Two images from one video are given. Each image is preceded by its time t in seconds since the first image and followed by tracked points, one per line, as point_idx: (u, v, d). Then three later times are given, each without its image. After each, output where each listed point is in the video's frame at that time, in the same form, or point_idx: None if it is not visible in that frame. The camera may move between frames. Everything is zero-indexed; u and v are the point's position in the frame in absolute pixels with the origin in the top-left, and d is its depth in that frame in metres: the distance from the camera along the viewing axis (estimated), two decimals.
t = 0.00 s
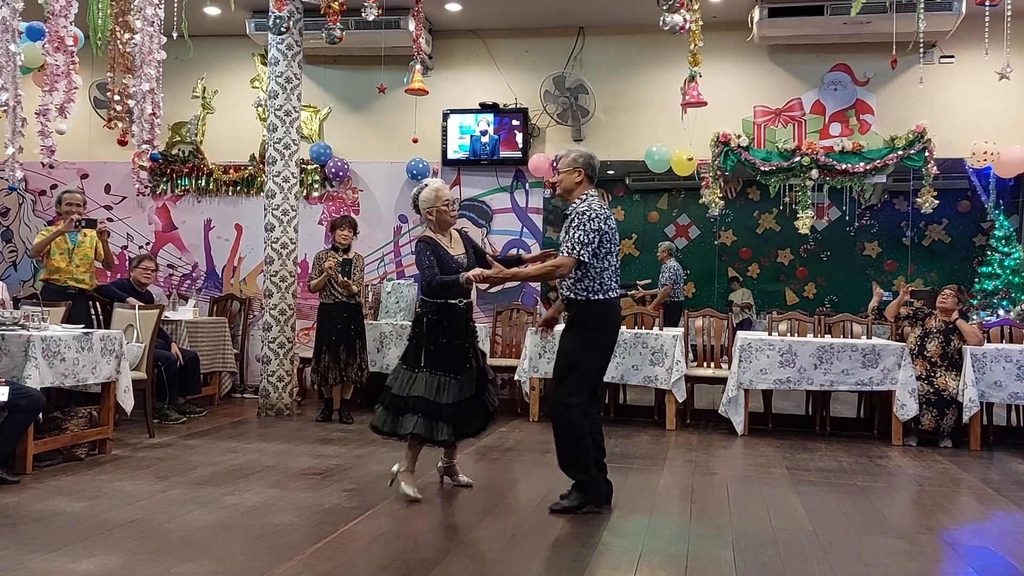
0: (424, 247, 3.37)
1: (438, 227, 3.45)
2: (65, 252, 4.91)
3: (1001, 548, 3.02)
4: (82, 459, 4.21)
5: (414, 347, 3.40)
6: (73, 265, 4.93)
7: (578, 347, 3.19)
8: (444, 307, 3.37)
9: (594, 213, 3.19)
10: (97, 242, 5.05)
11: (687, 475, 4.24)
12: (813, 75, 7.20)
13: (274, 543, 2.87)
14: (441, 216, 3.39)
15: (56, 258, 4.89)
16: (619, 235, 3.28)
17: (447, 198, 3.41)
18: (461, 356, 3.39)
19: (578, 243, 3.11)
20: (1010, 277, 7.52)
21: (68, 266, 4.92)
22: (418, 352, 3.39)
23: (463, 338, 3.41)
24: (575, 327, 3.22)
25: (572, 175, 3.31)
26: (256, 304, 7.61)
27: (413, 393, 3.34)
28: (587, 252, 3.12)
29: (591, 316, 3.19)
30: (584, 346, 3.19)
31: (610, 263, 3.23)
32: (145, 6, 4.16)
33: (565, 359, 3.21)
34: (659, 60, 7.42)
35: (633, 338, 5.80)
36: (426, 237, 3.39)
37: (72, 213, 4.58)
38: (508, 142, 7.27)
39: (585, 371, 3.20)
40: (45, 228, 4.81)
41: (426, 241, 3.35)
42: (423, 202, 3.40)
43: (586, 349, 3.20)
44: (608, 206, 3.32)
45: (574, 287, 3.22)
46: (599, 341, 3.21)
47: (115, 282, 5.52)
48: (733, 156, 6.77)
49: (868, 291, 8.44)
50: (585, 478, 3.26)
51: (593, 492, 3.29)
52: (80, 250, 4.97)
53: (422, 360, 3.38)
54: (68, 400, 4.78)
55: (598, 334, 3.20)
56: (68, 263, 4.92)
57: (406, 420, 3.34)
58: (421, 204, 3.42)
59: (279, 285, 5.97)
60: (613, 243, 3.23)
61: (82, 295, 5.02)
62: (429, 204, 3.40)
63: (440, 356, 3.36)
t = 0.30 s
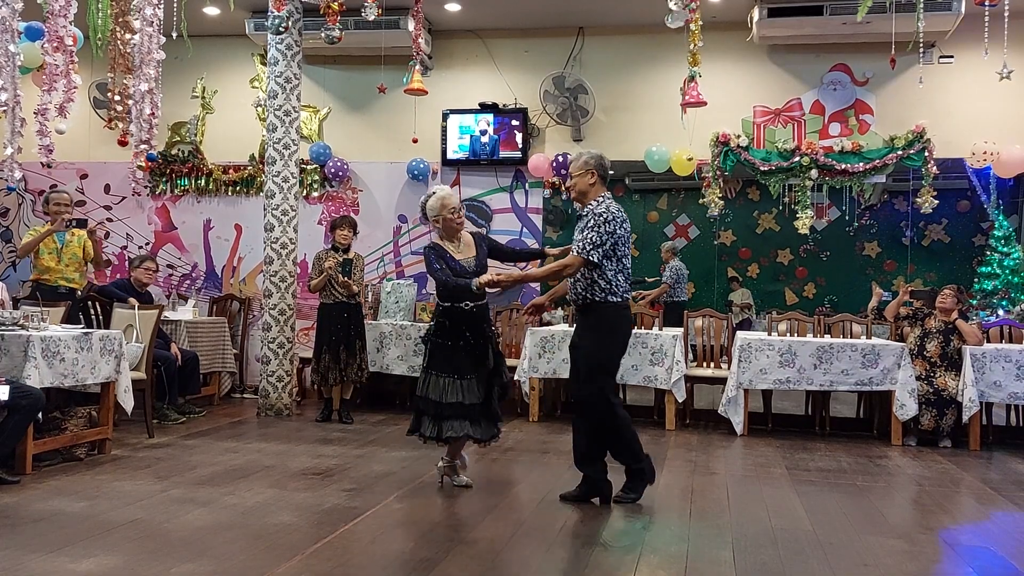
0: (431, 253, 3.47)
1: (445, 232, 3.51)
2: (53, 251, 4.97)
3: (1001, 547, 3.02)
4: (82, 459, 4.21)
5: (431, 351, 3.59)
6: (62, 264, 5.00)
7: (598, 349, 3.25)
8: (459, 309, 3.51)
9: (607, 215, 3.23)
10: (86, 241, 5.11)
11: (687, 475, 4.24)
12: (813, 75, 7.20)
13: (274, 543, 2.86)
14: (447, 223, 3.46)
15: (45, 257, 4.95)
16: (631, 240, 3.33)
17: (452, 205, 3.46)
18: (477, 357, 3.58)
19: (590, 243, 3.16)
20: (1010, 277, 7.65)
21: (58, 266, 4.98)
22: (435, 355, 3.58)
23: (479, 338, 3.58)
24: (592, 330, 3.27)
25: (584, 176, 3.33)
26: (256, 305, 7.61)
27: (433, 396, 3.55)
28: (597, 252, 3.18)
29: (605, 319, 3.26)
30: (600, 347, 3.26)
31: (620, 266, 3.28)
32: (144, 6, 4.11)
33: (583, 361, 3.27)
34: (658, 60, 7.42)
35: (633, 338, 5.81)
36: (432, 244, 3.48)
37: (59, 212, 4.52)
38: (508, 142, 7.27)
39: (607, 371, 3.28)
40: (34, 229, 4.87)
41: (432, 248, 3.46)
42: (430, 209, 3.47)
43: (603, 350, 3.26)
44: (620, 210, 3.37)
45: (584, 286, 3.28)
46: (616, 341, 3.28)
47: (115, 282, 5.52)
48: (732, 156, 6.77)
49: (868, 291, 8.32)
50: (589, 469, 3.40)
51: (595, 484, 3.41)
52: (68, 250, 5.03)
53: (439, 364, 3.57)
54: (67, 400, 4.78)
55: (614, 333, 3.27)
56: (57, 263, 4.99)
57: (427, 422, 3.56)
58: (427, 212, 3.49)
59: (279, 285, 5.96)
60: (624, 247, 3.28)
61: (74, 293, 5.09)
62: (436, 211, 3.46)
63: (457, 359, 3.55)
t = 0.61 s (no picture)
0: (445, 254, 3.50)
1: (459, 233, 3.52)
2: (45, 251, 4.98)
3: (1001, 547, 3.02)
4: (82, 460, 4.21)
5: (444, 350, 3.62)
6: (54, 265, 5.00)
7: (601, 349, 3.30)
8: (469, 309, 3.52)
9: (615, 216, 3.24)
10: (76, 241, 5.11)
11: (687, 475, 4.24)
12: (813, 75, 7.20)
13: (274, 543, 2.86)
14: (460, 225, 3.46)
15: (36, 258, 4.96)
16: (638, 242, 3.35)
17: (465, 207, 3.47)
18: (487, 355, 3.59)
19: (596, 244, 3.18)
20: (1009, 277, 7.63)
21: (50, 267, 4.99)
22: (447, 354, 3.61)
23: (488, 336, 3.59)
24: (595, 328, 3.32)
25: (588, 177, 3.34)
26: (256, 305, 7.61)
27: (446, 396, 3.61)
28: (605, 254, 3.20)
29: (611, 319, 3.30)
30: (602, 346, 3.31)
31: (627, 268, 3.30)
32: (144, 6, 4.10)
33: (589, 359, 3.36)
34: (658, 60, 7.42)
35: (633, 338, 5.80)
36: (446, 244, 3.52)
37: (50, 211, 4.50)
38: (508, 143, 7.27)
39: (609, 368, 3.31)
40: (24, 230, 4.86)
41: (445, 248, 3.49)
42: (443, 211, 3.48)
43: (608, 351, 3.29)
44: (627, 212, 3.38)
45: (590, 288, 3.30)
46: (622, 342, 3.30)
47: (115, 283, 5.52)
48: (732, 156, 6.76)
49: (868, 291, 8.33)
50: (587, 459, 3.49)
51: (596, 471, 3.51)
52: (59, 250, 5.03)
53: (451, 363, 3.60)
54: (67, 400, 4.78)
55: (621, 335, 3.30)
56: (49, 263, 4.99)
57: (442, 420, 3.64)
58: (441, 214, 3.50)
59: (279, 285, 5.96)
60: (630, 248, 3.29)
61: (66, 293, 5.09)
62: (449, 213, 3.48)
63: (467, 359, 3.58)
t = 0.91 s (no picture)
0: (456, 259, 3.44)
1: (470, 234, 3.49)
2: (39, 252, 4.97)
3: (1001, 547, 3.02)
4: (82, 460, 4.21)
5: (459, 350, 3.63)
6: (48, 265, 5.00)
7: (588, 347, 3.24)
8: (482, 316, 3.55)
9: (603, 221, 3.21)
10: (68, 240, 5.11)
11: (687, 475, 4.24)
12: (813, 76, 7.21)
13: (273, 543, 2.86)
14: (470, 224, 3.44)
15: (31, 258, 4.95)
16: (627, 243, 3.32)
17: (476, 206, 3.45)
18: (501, 359, 3.57)
19: (590, 252, 3.15)
20: (1009, 277, 7.63)
21: (45, 267, 4.98)
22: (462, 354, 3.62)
23: (503, 340, 3.57)
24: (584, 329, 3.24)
25: (576, 181, 3.33)
26: (255, 305, 7.61)
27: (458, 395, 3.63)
28: (601, 260, 3.17)
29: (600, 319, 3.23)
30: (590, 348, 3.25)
31: (620, 270, 3.27)
32: (143, 7, 4.09)
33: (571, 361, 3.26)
34: (657, 60, 7.43)
35: (632, 338, 5.80)
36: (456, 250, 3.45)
37: (44, 211, 4.50)
38: (508, 143, 7.27)
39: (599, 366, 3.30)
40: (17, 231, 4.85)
41: (456, 253, 3.43)
42: (454, 211, 3.46)
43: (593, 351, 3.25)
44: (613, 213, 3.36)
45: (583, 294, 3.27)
46: (606, 344, 3.26)
47: (115, 283, 5.52)
48: (732, 157, 6.76)
49: (868, 292, 8.35)
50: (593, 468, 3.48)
51: (601, 483, 3.49)
52: (54, 250, 5.03)
53: (465, 363, 3.61)
54: (67, 400, 4.78)
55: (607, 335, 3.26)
56: (44, 263, 4.98)
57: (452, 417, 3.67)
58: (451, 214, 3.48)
59: (279, 285, 5.96)
60: (622, 250, 3.27)
61: (62, 293, 5.09)
62: (460, 212, 3.46)
63: (481, 361, 3.56)
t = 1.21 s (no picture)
0: (460, 257, 3.38)
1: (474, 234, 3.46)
2: (35, 252, 4.97)
3: (1001, 547, 3.03)
4: (82, 460, 4.21)
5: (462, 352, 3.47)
6: (44, 266, 4.99)
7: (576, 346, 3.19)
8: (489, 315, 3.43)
9: (598, 217, 3.16)
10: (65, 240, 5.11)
11: (687, 475, 4.24)
12: (812, 76, 7.21)
13: (273, 543, 2.86)
14: (476, 222, 3.41)
15: (27, 258, 4.95)
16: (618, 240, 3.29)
17: (483, 204, 3.44)
18: (507, 358, 3.47)
19: (590, 248, 3.08)
20: (1009, 277, 7.59)
21: (41, 267, 4.98)
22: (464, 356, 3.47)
23: (507, 341, 3.47)
24: (575, 326, 3.20)
25: (571, 179, 3.27)
26: (255, 305, 7.60)
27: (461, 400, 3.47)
28: (599, 256, 3.11)
29: (590, 319, 3.18)
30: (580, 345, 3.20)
31: (613, 268, 3.23)
32: (143, 7, 4.09)
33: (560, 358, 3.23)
34: (657, 60, 7.43)
35: (632, 338, 5.81)
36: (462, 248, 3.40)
37: (40, 212, 4.50)
38: (508, 143, 7.27)
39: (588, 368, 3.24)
40: (12, 231, 4.84)
41: (460, 251, 3.37)
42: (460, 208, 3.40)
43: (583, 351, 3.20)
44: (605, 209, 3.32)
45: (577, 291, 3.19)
46: (599, 344, 3.22)
47: (115, 283, 5.52)
48: (732, 156, 6.75)
49: (867, 292, 8.34)
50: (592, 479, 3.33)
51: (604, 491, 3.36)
52: (49, 250, 5.02)
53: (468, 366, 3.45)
54: (66, 400, 4.78)
55: (599, 335, 3.21)
56: (39, 263, 4.98)
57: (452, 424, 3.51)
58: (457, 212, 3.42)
59: (279, 285, 5.97)
60: (615, 247, 3.23)
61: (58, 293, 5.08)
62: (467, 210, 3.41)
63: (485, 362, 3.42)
